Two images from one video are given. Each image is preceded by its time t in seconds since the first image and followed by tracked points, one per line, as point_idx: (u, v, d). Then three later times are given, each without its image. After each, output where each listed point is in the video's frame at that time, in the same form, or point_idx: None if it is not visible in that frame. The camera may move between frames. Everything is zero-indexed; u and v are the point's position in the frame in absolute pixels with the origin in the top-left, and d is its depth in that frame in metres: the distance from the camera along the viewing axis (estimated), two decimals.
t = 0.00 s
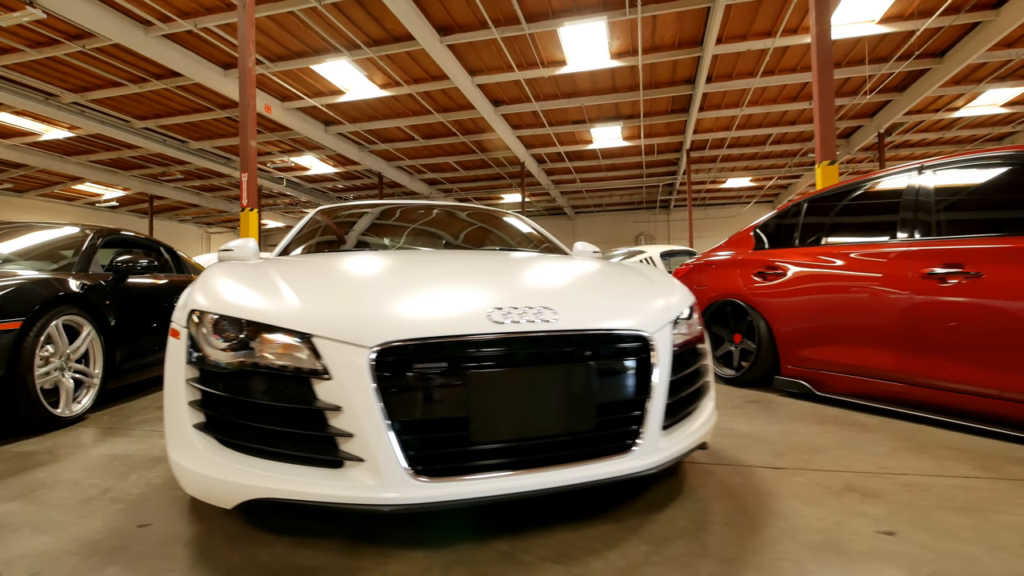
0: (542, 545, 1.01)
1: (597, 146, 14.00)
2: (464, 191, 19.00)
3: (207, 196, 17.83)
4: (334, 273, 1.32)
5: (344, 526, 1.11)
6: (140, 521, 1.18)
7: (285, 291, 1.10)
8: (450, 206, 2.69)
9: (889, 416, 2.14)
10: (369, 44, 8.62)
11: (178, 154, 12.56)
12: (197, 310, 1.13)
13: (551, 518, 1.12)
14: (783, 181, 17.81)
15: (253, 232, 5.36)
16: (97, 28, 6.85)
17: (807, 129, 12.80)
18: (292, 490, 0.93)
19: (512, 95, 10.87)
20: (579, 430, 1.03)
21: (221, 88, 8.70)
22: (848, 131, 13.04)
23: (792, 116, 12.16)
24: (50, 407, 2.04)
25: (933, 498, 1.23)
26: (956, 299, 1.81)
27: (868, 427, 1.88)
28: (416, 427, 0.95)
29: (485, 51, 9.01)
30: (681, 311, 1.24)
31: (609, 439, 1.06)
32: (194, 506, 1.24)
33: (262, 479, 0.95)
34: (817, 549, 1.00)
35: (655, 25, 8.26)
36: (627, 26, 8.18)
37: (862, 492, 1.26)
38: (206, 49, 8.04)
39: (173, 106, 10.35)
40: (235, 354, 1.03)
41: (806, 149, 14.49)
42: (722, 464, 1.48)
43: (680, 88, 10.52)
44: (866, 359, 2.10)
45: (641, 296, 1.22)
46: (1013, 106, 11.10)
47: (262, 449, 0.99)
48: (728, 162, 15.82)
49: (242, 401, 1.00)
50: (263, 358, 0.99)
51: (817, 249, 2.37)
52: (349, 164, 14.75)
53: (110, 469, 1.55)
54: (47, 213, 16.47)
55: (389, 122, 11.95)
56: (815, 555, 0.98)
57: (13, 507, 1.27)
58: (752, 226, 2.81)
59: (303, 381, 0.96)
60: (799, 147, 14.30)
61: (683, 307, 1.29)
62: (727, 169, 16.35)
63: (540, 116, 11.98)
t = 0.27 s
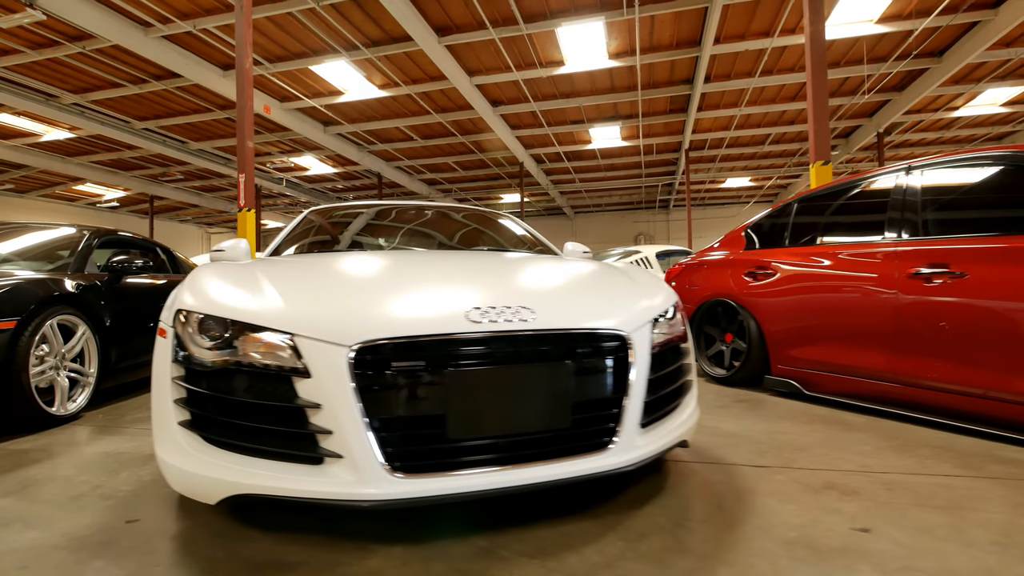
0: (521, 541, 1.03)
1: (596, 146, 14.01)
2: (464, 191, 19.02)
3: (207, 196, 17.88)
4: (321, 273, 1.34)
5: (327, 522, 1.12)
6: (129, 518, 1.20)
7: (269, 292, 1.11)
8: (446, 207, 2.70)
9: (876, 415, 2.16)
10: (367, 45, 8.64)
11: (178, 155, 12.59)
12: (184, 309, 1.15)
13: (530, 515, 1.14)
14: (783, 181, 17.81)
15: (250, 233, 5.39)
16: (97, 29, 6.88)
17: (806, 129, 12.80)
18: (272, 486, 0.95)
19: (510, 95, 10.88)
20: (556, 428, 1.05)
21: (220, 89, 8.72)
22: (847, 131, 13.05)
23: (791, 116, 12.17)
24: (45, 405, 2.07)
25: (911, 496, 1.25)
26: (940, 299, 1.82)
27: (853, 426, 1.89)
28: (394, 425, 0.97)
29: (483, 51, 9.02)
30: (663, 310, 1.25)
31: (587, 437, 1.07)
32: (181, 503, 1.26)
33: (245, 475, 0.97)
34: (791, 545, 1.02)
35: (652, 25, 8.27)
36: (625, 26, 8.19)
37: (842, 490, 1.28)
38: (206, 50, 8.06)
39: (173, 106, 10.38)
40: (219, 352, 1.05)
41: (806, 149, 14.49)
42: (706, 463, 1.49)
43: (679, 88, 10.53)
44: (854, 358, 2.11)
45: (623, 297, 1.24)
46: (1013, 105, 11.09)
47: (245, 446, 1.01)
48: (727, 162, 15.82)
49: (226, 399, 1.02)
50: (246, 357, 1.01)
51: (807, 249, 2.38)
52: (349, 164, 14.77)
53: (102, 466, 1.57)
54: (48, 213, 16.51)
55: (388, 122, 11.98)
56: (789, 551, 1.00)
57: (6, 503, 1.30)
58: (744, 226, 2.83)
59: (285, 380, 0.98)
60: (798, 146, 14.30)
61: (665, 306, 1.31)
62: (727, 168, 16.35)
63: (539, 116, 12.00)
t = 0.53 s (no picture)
0: (500, 538, 1.04)
1: (597, 146, 14.01)
2: (464, 191, 19.05)
3: (209, 197, 17.95)
4: (310, 273, 1.36)
5: (312, 519, 1.14)
6: (120, 514, 1.22)
7: (255, 292, 1.13)
8: (443, 209, 2.72)
9: (866, 415, 2.17)
10: (367, 46, 8.67)
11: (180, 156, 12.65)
12: (172, 309, 1.17)
13: (511, 512, 1.15)
14: (784, 180, 17.77)
15: (249, 234, 5.42)
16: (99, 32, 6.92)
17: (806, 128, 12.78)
18: (254, 483, 0.97)
19: (510, 95, 10.90)
20: (534, 426, 1.07)
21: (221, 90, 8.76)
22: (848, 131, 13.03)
23: (791, 115, 12.15)
24: (43, 404, 2.09)
25: (892, 494, 1.26)
26: (928, 299, 1.83)
27: (842, 425, 1.90)
28: (374, 423, 0.99)
29: (482, 52, 9.03)
30: (645, 309, 1.27)
31: (565, 435, 1.09)
32: (171, 500, 1.28)
33: (228, 472, 0.99)
34: (768, 543, 1.03)
35: (651, 25, 8.27)
36: (624, 26, 8.19)
37: (824, 489, 1.29)
38: (207, 53, 8.11)
39: (175, 108, 10.43)
40: (204, 351, 1.06)
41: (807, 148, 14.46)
42: (692, 462, 1.51)
43: (678, 87, 10.52)
44: (843, 357, 2.12)
45: (605, 297, 1.25)
46: (1015, 103, 11.04)
47: (229, 444, 1.03)
48: (728, 162, 15.80)
49: (211, 397, 1.04)
50: (230, 356, 1.03)
51: (799, 249, 2.39)
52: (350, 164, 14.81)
53: (96, 464, 1.59)
54: (52, 214, 16.60)
55: (389, 123, 12.01)
56: (766, 548, 1.01)
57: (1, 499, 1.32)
58: (738, 226, 2.84)
59: (268, 378, 1.00)
60: (799, 146, 14.27)
61: (649, 306, 1.32)
62: (727, 168, 16.33)
63: (539, 117, 12.01)
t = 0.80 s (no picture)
0: (479, 534, 1.06)
1: (597, 146, 14.00)
2: (465, 191, 19.07)
3: (211, 197, 18.02)
4: (298, 273, 1.37)
5: (295, 516, 1.16)
6: (108, 510, 1.23)
7: (240, 292, 1.15)
8: (440, 209, 2.73)
9: (856, 414, 2.17)
10: (367, 46, 8.69)
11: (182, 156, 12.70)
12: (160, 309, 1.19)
13: (493, 509, 1.17)
14: (786, 179, 17.72)
15: (248, 234, 5.44)
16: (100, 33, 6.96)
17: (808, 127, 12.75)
18: (237, 479, 0.98)
19: (511, 95, 10.91)
20: (514, 424, 1.08)
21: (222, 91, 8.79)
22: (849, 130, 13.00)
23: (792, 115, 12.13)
24: (38, 403, 2.11)
25: (871, 493, 1.27)
26: (916, 299, 1.84)
27: (830, 424, 1.91)
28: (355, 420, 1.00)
29: (482, 52, 9.04)
30: (629, 309, 1.28)
31: (545, 433, 1.10)
32: (159, 496, 1.30)
33: (211, 469, 1.00)
34: (744, 540, 1.04)
35: (651, 24, 8.26)
36: (624, 25, 8.19)
37: (805, 488, 1.30)
38: (208, 53, 8.14)
39: (177, 109, 10.47)
40: (189, 350, 1.08)
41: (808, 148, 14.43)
42: (677, 461, 1.52)
43: (679, 87, 10.51)
44: (834, 357, 2.13)
45: (590, 297, 1.26)
46: (1017, 103, 11.00)
47: (213, 441, 1.04)
48: (730, 162, 15.78)
49: (195, 396, 1.06)
50: (213, 354, 1.04)
51: (791, 249, 2.40)
52: (351, 164, 14.85)
53: (89, 462, 1.61)
54: (54, 214, 16.68)
55: (389, 123, 12.04)
56: (741, 545, 1.02)
57: None
58: (731, 226, 2.85)
59: (251, 377, 1.01)
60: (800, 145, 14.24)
61: (634, 306, 1.33)
62: (729, 168, 16.30)
63: (540, 117, 12.02)
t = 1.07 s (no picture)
0: (459, 532, 1.07)
1: (598, 146, 13.99)
2: (466, 191, 19.08)
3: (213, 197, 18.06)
4: (285, 272, 1.38)
5: (278, 513, 1.17)
6: (95, 508, 1.25)
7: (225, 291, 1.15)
8: (437, 210, 2.74)
9: (846, 414, 2.18)
10: (367, 46, 8.71)
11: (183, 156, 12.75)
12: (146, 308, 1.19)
13: (474, 506, 1.18)
14: (787, 179, 17.68)
15: (246, 234, 5.46)
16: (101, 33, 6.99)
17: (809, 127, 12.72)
18: (218, 477, 0.99)
19: (511, 95, 10.91)
20: (494, 422, 1.09)
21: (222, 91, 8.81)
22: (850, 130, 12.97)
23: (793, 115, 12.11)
24: (32, 402, 2.13)
25: (853, 491, 1.27)
26: (905, 298, 1.84)
27: (819, 424, 1.91)
28: (335, 419, 1.01)
29: (482, 52, 9.04)
30: (613, 309, 1.28)
31: (526, 432, 1.11)
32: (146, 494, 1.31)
33: (193, 466, 1.01)
34: (722, 537, 1.05)
35: (651, 24, 8.25)
36: (624, 25, 8.18)
37: (787, 486, 1.30)
38: (208, 54, 8.17)
39: (178, 109, 10.51)
40: (173, 349, 1.09)
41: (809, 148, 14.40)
42: (662, 459, 1.53)
43: (679, 87, 10.49)
44: (824, 356, 2.13)
45: (574, 297, 1.27)
46: (1019, 102, 10.95)
47: (195, 439, 1.05)
48: (731, 161, 15.75)
49: (179, 394, 1.07)
50: (196, 353, 1.05)
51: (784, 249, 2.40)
52: (352, 164, 14.88)
53: (80, 460, 1.62)
54: (57, 214, 16.75)
55: (390, 123, 12.05)
56: (718, 543, 1.03)
57: None
58: (725, 225, 2.85)
59: (233, 375, 1.02)
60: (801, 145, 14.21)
61: (619, 307, 1.33)
62: (730, 167, 16.28)
63: (540, 116, 12.02)
